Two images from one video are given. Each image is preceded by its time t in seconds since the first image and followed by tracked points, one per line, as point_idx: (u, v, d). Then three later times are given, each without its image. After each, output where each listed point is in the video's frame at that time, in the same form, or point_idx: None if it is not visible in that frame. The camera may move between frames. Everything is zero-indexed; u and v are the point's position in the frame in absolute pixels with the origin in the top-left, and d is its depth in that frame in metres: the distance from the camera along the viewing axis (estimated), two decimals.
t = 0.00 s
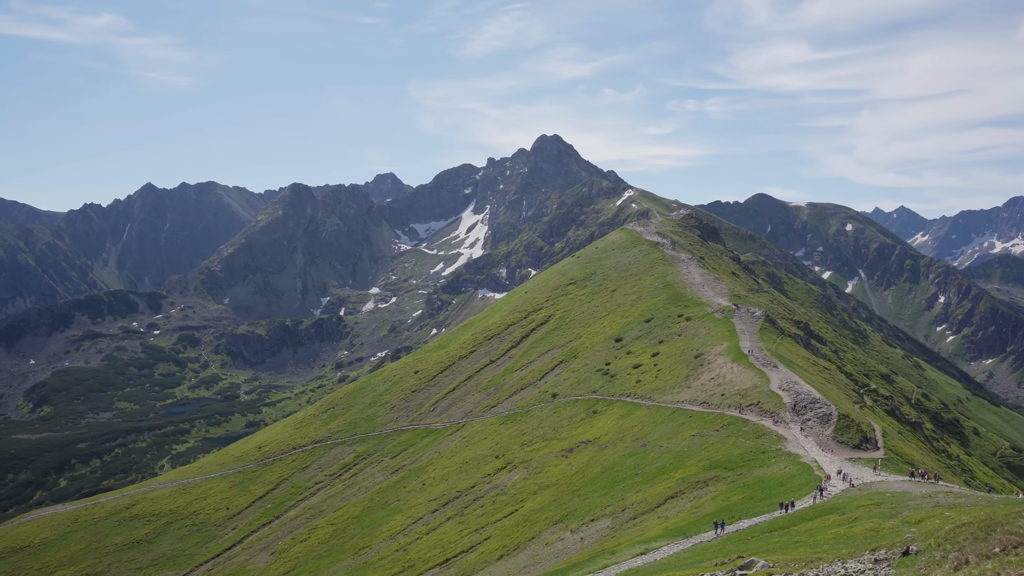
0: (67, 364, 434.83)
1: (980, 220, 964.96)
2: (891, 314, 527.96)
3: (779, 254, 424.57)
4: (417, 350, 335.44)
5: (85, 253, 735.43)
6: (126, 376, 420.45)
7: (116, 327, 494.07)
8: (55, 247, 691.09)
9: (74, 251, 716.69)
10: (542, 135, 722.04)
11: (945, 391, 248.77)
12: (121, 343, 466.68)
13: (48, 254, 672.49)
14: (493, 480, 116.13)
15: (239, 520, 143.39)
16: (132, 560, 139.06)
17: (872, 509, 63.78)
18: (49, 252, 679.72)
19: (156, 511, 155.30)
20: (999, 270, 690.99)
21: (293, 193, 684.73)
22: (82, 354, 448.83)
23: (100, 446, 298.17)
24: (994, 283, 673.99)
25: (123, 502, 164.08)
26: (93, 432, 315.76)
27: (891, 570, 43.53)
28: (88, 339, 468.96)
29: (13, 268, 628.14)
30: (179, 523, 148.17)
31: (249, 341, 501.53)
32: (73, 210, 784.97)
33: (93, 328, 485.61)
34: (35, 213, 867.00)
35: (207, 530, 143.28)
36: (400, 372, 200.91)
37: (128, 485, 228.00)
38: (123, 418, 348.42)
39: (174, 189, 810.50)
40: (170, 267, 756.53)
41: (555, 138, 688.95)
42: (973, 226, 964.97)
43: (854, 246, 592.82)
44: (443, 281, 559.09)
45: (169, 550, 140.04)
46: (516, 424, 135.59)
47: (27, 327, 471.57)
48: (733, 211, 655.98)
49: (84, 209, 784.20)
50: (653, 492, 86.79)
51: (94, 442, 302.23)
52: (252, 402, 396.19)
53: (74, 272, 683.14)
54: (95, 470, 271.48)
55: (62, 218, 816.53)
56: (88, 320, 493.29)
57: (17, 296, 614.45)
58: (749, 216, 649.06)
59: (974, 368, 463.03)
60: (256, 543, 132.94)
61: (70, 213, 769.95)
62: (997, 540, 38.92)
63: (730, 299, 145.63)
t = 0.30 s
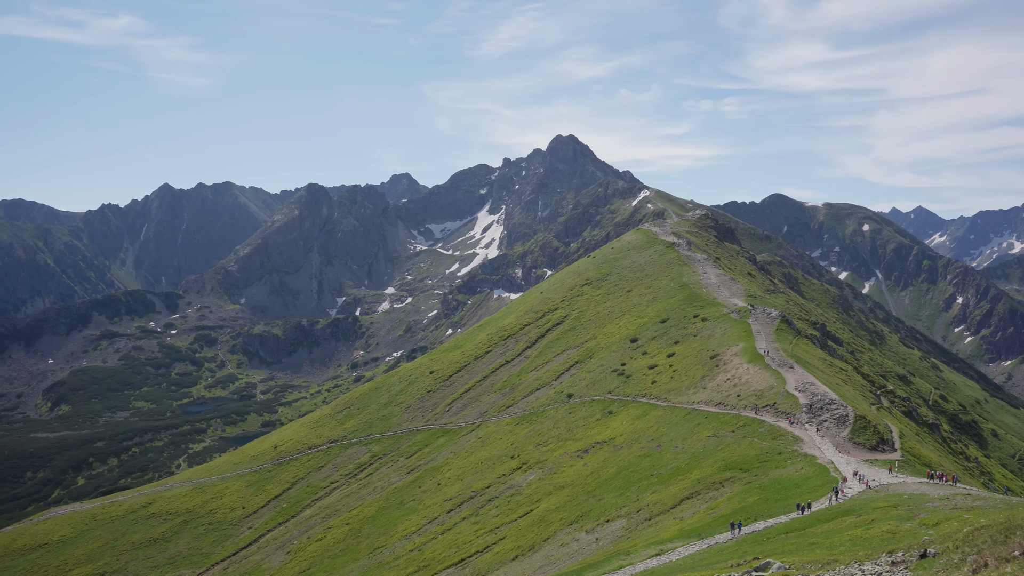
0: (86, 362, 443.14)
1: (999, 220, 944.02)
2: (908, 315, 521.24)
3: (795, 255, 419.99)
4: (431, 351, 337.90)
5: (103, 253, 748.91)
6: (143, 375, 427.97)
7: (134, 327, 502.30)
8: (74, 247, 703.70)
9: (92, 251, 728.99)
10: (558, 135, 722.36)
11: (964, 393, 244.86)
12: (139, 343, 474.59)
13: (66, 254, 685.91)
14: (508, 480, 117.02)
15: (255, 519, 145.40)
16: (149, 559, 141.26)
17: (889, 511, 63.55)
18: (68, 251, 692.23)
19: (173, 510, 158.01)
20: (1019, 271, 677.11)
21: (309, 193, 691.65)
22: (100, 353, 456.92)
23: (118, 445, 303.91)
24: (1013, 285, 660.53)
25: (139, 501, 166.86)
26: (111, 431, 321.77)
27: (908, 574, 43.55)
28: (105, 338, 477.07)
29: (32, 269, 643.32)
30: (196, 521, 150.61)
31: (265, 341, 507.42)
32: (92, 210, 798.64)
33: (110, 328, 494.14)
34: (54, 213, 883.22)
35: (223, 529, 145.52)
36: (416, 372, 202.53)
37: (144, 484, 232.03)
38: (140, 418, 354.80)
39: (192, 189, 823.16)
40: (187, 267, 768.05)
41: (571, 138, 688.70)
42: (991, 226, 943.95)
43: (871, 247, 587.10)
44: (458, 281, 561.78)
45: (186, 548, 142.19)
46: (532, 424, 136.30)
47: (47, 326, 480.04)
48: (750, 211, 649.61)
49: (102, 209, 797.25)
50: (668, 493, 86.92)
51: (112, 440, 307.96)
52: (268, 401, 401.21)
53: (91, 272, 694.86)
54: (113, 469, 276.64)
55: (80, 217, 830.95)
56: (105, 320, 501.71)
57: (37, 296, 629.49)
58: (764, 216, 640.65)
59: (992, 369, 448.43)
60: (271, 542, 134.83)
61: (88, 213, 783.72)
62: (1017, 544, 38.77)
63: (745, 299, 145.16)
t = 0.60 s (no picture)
0: (104, 361, 451.45)
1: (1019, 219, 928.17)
2: (926, 315, 513.77)
3: (812, 256, 415.68)
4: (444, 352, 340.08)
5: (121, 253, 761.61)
6: (160, 375, 435.24)
7: (151, 326, 509.92)
8: (92, 247, 716.35)
9: (110, 251, 742.12)
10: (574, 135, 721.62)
11: (983, 395, 240.83)
12: (156, 343, 482.54)
13: (85, 254, 697.47)
14: (524, 481, 117.82)
15: (271, 518, 147.43)
16: (166, 557, 143.53)
17: (908, 513, 63.23)
18: (86, 252, 703.87)
19: (190, 509, 160.68)
20: None
21: (326, 194, 698.19)
22: (118, 352, 465.12)
23: (135, 443, 309.77)
24: None
25: (157, 500, 169.81)
26: (129, 430, 328.01)
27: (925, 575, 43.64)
28: (123, 338, 485.35)
29: (52, 269, 651.41)
30: (212, 520, 152.73)
31: (281, 341, 513.07)
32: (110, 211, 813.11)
33: (128, 328, 502.48)
34: (72, 214, 901.43)
35: (240, 527, 147.60)
36: (431, 372, 204.20)
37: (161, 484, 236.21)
38: (158, 417, 361.07)
39: (210, 190, 835.92)
40: (204, 267, 779.24)
41: (587, 138, 687.82)
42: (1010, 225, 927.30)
43: (889, 247, 580.61)
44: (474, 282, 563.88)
45: (203, 547, 144.30)
46: (547, 424, 136.92)
47: (66, 325, 488.82)
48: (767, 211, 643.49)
49: (119, 209, 811.88)
50: (684, 494, 87.10)
51: (130, 439, 314.00)
52: (285, 401, 406.29)
53: (109, 273, 706.12)
54: (130, 468, 281.93)
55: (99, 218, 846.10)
56: (123, 319, 509.96)
57: (57, 295, 637.34)
58: (781, 216, 634.38)
59: (1012, 371, 439.34)
60: (288, 541, 136.85)
61: (106, 214, 798.08)
62: None
63: (762, 300, 144.50)
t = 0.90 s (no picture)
0: (121, 361, 458.90)
1: None
2: (943, 316, 504.45)
3: (829, 256, 411.28)
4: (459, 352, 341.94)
5: (137, 253, 773.39)
6: (177, 374, 442.06)
7: (167, 326, 517.30)
8: (110, 248, 728.02)
9: (127, 251, 754.18)
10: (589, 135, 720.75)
11: (1002, 397, 236.97)
12: (173, 342, 489.89)
13: (102, 254, 708.86)
14: (539, 481, 118.57)
15: (286, 517, 149.41)
16: (183, 555, 145.73)
17: (924, 515, 62.97)
18: (103, 252, 715.18)
19: (206, 508, 163.32)
20: None
21: (341, 194, 704.52)
22: (134, 351, 472.54)
23: (152, 442, 315.17)
24: None
25: (173, 498, 172.55)
26: (146, 430, 333.99)
27: None
28: (140, 337, 492.86)
29: (70, 268, 662.48)
30: (228, 519, 154.90)
31: (297, 341, 518.11)
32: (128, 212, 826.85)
33: (145, 327, 509.92)
34: (90, 215, 916.92)
35: (256, 526, 149.57)
36: (446, 372, 205.73)
37: (177, 483, 240.12)
38: (174, 416, 366.84)
39: (226, 191, 847.84)
40: (220, 266, 789.13)
41: (602, 138, 686.71)
42: None
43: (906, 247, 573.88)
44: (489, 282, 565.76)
45: (219, 545, 146.36)
46: (562, 425, 137.58)
47: (84, 325, 497.25)
48: (782, 211, 634.38)
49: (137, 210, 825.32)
50: (699, 495, 87.29)
51: (147, 438, 319.44)
52: (300, 400, 411.26)
53: (126, 273, 714.91)
54: (147, 467, 286.72)
55: (116, 219, 859.98)
56: (140, 319, 517.68)
57: (75, 295, 647.72)
58: (797, 216, 627.92)
59: None
60: (303, 541, 138.69)
61: (123, 214, 811.51)
62: None
63: (778, 300, 143.71)
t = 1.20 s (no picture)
0: (139, 360, 466.53)
1: None
2: (961, 317, 494.34)
3: (846, 256, 406.54)
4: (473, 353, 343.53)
5: (155, 253, 786.56)
6: (194, 374, 448.87)
7: (185, 326, 525.12)
8: (128, 248, 740.58)
9: (145, 251, 766.87)
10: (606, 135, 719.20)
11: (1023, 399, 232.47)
12: (190, 342, 497.57)
13: (121, 254, 720.92)
14: (554, 482, 119.25)
15: (303, 517, 151.34)
16: (200, 553, 147.88)
17: (943, 518, 62.63)
18: (121, 252, 727.23)
19: (223, 507, 165.78)
20: None
21: (358, 195, 710.93)
22: (152, 351, 480.27)
23: (169, 442, 320.51)
24: None
25: (189, 498, 175.23)
26: (164, 429, 339.84)
27: None
28: (158, 337, 500.82)
29: (88, 268, 674.54)
30: (245, 518, 156.85)
31: (313, 341, 523.68)
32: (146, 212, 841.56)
33: (162, 327, 518.08)
34: (110, 215, 933.01)
35: (272, 526, 151.55)
36: (463, 372, 207.13)
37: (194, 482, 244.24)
38: (192, 416, 372.83)
39: (243, 192, 862.37)
40: (236, 267, 800.23)
41: (619, 138, 685.28)
42: None
43: (924, 248, 564.52)
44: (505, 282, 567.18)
45: (235, 544, 148.34)
46: (578, 426, 138.07)
47: (103, 325, 505.72)
48: (798, 211, 628.96)
49: (155, 211, 839.64)
50: (716, 496, 87.43)
51: (164, 438, 325.07)
52: (317, 400, 416.07)
53: (143, 273, 724.13)
54: (164, 466, 291.71)
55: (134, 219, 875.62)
56: (158, 318, 525.92)
57: (93, 294, 659.68)
58: (814, 216, 620.61)
59: None
60: (319, 540, 140.31)
61: (141, 214, 826.90)
62: None
63: (795, 301, 142.66)
